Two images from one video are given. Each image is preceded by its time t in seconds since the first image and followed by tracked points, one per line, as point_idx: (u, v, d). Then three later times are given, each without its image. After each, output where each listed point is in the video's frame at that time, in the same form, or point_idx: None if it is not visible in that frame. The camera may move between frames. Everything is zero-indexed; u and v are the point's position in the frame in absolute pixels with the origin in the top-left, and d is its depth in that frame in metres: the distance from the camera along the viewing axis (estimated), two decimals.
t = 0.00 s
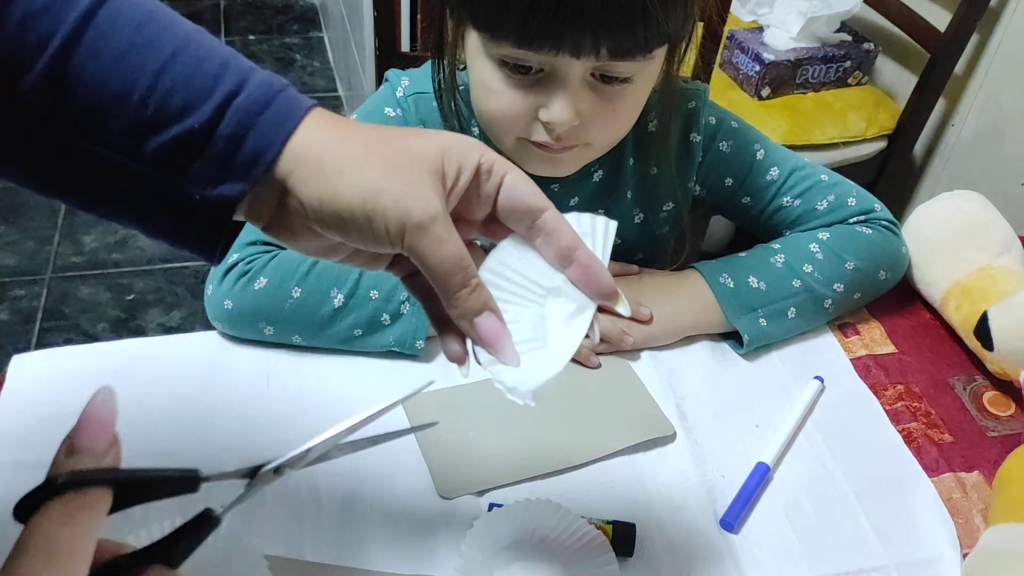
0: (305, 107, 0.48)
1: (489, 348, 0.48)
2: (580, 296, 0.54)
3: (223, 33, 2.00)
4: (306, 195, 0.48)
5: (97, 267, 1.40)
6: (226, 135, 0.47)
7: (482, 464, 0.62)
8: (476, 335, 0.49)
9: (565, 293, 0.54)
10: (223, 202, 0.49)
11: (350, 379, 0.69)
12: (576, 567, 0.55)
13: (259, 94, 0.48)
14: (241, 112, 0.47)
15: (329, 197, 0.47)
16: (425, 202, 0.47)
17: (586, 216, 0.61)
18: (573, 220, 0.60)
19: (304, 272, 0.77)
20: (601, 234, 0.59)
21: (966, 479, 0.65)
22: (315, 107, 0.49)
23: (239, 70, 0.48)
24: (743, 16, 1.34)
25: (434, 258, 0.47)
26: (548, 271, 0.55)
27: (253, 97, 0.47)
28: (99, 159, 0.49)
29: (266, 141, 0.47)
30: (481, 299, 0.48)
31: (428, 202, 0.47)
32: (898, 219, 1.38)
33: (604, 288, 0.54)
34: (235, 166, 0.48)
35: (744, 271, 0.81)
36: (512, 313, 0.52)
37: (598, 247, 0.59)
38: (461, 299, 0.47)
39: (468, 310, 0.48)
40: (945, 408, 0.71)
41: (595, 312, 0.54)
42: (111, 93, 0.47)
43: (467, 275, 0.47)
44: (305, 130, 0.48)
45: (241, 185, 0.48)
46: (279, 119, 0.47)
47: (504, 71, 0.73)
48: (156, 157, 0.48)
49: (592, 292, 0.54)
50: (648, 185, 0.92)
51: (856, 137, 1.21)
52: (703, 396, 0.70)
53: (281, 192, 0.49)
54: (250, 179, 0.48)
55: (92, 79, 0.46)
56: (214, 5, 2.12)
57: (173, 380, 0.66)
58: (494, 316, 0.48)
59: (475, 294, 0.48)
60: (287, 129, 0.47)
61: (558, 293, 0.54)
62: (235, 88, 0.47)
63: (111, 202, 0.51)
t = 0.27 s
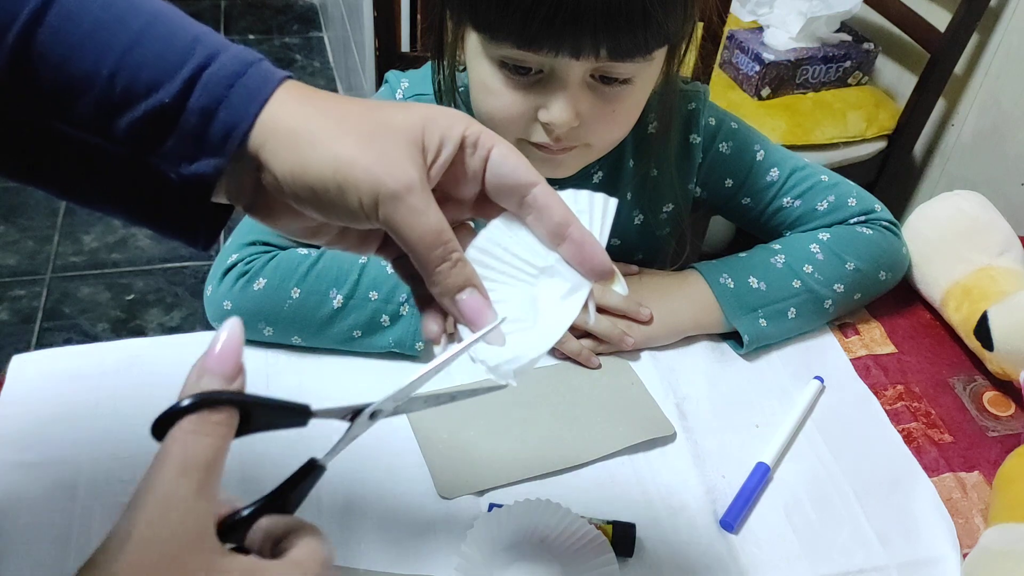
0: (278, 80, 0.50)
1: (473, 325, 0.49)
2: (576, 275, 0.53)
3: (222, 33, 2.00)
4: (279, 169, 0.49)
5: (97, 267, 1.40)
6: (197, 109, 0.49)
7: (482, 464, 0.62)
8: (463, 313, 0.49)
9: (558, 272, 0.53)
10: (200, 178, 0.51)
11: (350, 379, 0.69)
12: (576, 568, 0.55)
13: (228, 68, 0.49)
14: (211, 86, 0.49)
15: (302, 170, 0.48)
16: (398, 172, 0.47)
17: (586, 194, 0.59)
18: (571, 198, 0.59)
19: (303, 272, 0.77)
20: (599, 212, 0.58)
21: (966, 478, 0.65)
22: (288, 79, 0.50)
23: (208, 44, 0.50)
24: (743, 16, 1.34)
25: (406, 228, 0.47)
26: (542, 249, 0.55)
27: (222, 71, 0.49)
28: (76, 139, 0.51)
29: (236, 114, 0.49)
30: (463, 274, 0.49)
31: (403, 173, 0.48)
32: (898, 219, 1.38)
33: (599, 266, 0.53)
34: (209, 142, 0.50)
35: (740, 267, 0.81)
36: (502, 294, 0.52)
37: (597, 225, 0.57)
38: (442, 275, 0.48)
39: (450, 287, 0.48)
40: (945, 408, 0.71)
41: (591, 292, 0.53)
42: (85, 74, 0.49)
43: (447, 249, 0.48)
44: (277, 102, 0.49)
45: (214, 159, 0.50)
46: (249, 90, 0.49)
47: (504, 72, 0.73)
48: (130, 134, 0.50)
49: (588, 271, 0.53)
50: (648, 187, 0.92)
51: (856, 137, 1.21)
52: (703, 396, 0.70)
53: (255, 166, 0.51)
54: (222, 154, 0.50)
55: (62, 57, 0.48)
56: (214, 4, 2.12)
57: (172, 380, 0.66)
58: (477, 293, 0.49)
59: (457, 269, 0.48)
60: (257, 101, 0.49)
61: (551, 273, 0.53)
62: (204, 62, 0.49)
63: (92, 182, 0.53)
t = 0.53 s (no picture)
0: (277, 70, 0.50)
1: (474, 317, 0.49)
2: (578, 270, 0.53)
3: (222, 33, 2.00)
4: (277, 156, 0.49)
5: (96, 267, 1.40)
6: (197, 98, 0.49)
7: (482, 464, 0.62)
8: (463, 305, 0.49)
9: (560, 267, 0.53)
10: (200, 168, 0.51)
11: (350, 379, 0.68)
12: (576, 568, 0.55)
13: (228, 57, 0.50)
14: (211, 74, 0.49)
15: (300, 157, 0.48)
16: (396, 159, 0.47)
17: (590, 194, 0.59)
18: (575, 197, 0.59)
19: (302, 272, 0.77)
20: (602, 211, 0.58)
21: (968, 479, 0.64)
22: (288, 70, 0.50)
23: (207, 34, 0.50)
24: (744, 15, 1.34)
25: (405, 217, 0.47)
26: (544, 245, 0.55)
27: (222, 59, 0.49)
28: (72, 129, 0.51)
29: (236, 102, 0.49)
30: (462, 266, 0.48)
31: (403, 162, 0.47)
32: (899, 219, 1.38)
33: (602, 260, 0.52)
34: (209, 131, 0.50)
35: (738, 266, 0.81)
36: (504, 286, 0.52)
37: (599, 223, 0.57)
38: (441, 265, 0.48)
39: (449, 279, 0.48)
40: (946, 408, 0.70)
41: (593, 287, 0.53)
42: (86, 63, 0.49)
43: (447, 239, 0.47)
44: (277, 91, 0.49)
45: (214, 149, 0.50)
46: (249, 78, 0.49)
47: (504, 73, 0.73)
48: (128, 124, 0.50)
49: (590, 265, 0.53)
50: (649, 188, 0.91)
51: (857, 137, 1.20)
52: (704, 396, 0.70)
53: (254, 156, 0.51)
54: (222, 144, 0.50)
55: (60, 45, 0.48)
56: (213, 4, 2.12)
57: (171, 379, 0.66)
58: (477, 285, 0.48)
59: (456, 260, 0.48)
60: (257, 90, 0.49)
61: (553, 267, 0.53)
62: (204, 50, 0.50)
63: (88, 173, 0.53)
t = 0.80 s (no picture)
0: (286, 70, 0.51)
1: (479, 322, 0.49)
2: (585, 279, 0.53)
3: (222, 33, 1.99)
4: (285, 156, 0.50)
5: (95, 267, 1.40)
6: (206, 96, 0.49)
7: (482, 464, 0.62)
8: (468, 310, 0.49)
9: (567, 275, 0.53)
10: (207, 166, 0.51)
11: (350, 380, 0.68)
12: (576, 569, 0.54)
13: (238, 56, 0.50)
14: (220, 72, 0.49)
15: (307, 157, 0.49)
16: (402, 159, 0.48)
17: (597, 202, 0.59)
18: (582, 205, 0.59)
19: (301, 272, 0.77)
20: (609, 219, 0.58)
21: (969, 479, 0.64)
22: (295, 71, 0.51)
23: (217, 32, 0.50)
24: (744, 15, 1.34)
25: (410, 218, 0.48)
26: (552, 252, 0.55)
27: (232, 58, 0.50)
28: (80, 125, 0.51)
29: (245, 102, 0.49)
30: (467, 268, 0.49)
31: (409, 163, 0.48)
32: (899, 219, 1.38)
33: (608, 270, 0.52)
34: (217, 130, 0.50)
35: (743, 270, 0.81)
36: (510, 296, 0.53)
37: (607, 232, 0.57)
38: (445, 267, 0.48)
39: (453, 280, 0.49)
40: (947, 408, 0.70)
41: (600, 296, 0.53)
42: (94, 58, 0.49)
43: (452, 241, 0.48)
44: (285, 91, 0.50)
45: (222, 148, 0.50)
46: (258, 79, 0.49)
47: (503, 74, 0.72)
48: (136, 121, 0.50)
49: (596, 273, 0.53)
50: (649, 189, 0.91)
51: (857, 136, 1.20)
52: (704, 397, 0.70)
53: (261, 155, 0.52)
54: (230, 142, 0.50)
55: (69, 41, 0.48)
56: (213, 4, 2.12)
57: (171, 379, 0.66)
58: (480, 287, 0.49)
59: (461, 263, 0.49)
60: (266, 89, 0.50)
61: (560, 275, 0.53)
62: (214, 49, 0.50)
63: (93, 169, 0.53)
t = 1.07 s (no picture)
0: (288, 66, 0.51)
1: (476, 318, 0.49)
2: (587, 281, 0.53)
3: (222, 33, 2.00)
4: (286, 152, 0.50)
5: (95, 267, 1.40)
6: (208, 92, 0.49)
7: (482, 464, 0.62)
8: (466, 306, 0.49)
9: (569, 277, 0.53)
10: (210, 163, 0.51)
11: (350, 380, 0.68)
12: (576, 568, 0.54)
13: (240, 52, 0.50)
14: (223, 68, 0.49)
15: (307, 152, 0.49)
16: (403, 155, 0.48)
17: (599, 202, 0.59)
18: (584, 206, 0.59)
19: (300, 272, 0.77)
20: (611, 220, 0.58)
21: (968, 479, 0.64)
22: (299, 67, 0.51)
23: (220, 29, 0.51)
24: (744, 15, 1.34)
25: (410, 215, 0.48)
26: (554, 254, 0.54)
27: (234, 54, 0.50)
28: (84, 124, 0.51)
29: (247, 98, 0.49)
30: (467, 265, 0.49)
31: (410, 159, 0.48)
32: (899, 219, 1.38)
33: (611, 271, 0.52)
34: (219, 126, 0.50)
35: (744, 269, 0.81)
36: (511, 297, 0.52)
37: (609, 232, 0.57)
38: (446, 264, 0.49)
39: (453, 277, 0.49)
40: (947, 408, 0.70)
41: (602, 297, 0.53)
42: (95, 55, 0.49)
43: (452, 238, 0.48)
44: (287, 87, 0.50)
45: (225, 144, 0.50)
46: (260, 74, 0.50)
47: (504, 75, 0.73)
48: (139, 118, 0.50)
49: (599, 275, 0.53)
50: (648, 190, 0.91)
51: (857, 136, 1.20)
52: (704, 397, 0.70)
53: (262, 151, 0.52)
54: (233, 139, 0.50)
55: (73, 40, 0.49)
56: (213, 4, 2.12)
57: (172, 379, 0.66)
58: (479, 286, 0.49)
59: (460, 260, 0.49)
60: (268, 85, 0.50)
61: (561, 277, 0.53)
62: (217, 46, 0.50)
63: (97, 168, 0.53)
